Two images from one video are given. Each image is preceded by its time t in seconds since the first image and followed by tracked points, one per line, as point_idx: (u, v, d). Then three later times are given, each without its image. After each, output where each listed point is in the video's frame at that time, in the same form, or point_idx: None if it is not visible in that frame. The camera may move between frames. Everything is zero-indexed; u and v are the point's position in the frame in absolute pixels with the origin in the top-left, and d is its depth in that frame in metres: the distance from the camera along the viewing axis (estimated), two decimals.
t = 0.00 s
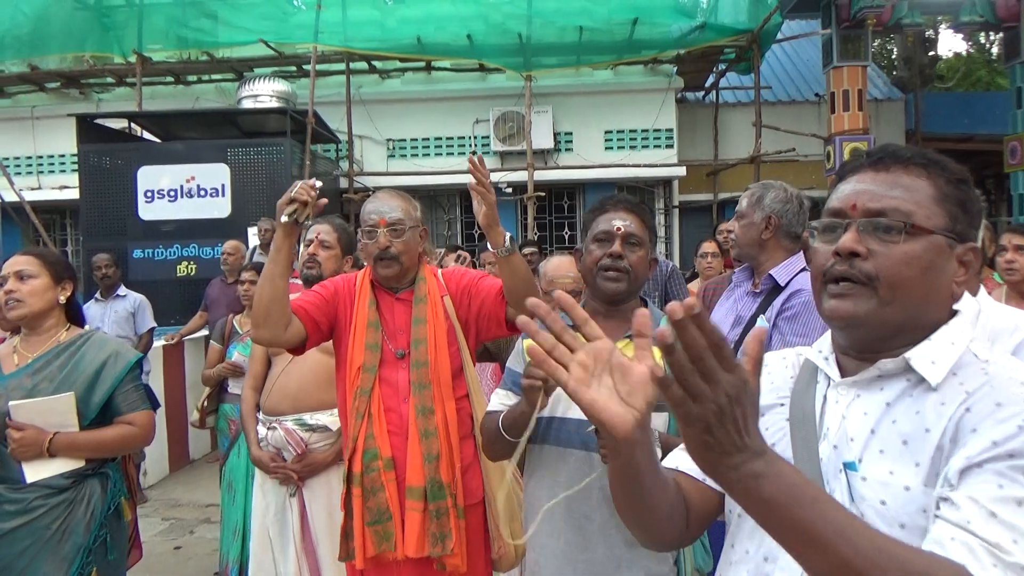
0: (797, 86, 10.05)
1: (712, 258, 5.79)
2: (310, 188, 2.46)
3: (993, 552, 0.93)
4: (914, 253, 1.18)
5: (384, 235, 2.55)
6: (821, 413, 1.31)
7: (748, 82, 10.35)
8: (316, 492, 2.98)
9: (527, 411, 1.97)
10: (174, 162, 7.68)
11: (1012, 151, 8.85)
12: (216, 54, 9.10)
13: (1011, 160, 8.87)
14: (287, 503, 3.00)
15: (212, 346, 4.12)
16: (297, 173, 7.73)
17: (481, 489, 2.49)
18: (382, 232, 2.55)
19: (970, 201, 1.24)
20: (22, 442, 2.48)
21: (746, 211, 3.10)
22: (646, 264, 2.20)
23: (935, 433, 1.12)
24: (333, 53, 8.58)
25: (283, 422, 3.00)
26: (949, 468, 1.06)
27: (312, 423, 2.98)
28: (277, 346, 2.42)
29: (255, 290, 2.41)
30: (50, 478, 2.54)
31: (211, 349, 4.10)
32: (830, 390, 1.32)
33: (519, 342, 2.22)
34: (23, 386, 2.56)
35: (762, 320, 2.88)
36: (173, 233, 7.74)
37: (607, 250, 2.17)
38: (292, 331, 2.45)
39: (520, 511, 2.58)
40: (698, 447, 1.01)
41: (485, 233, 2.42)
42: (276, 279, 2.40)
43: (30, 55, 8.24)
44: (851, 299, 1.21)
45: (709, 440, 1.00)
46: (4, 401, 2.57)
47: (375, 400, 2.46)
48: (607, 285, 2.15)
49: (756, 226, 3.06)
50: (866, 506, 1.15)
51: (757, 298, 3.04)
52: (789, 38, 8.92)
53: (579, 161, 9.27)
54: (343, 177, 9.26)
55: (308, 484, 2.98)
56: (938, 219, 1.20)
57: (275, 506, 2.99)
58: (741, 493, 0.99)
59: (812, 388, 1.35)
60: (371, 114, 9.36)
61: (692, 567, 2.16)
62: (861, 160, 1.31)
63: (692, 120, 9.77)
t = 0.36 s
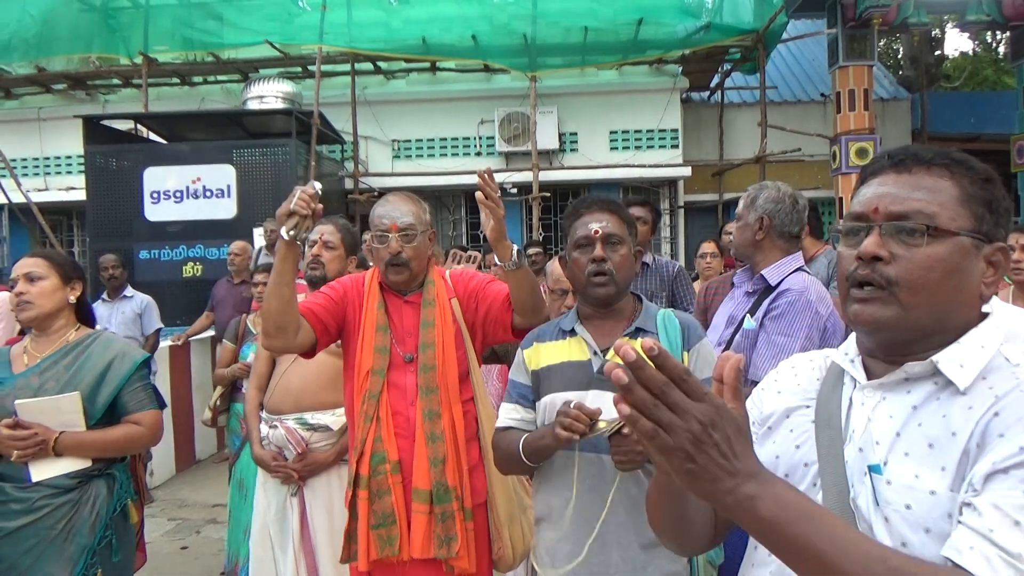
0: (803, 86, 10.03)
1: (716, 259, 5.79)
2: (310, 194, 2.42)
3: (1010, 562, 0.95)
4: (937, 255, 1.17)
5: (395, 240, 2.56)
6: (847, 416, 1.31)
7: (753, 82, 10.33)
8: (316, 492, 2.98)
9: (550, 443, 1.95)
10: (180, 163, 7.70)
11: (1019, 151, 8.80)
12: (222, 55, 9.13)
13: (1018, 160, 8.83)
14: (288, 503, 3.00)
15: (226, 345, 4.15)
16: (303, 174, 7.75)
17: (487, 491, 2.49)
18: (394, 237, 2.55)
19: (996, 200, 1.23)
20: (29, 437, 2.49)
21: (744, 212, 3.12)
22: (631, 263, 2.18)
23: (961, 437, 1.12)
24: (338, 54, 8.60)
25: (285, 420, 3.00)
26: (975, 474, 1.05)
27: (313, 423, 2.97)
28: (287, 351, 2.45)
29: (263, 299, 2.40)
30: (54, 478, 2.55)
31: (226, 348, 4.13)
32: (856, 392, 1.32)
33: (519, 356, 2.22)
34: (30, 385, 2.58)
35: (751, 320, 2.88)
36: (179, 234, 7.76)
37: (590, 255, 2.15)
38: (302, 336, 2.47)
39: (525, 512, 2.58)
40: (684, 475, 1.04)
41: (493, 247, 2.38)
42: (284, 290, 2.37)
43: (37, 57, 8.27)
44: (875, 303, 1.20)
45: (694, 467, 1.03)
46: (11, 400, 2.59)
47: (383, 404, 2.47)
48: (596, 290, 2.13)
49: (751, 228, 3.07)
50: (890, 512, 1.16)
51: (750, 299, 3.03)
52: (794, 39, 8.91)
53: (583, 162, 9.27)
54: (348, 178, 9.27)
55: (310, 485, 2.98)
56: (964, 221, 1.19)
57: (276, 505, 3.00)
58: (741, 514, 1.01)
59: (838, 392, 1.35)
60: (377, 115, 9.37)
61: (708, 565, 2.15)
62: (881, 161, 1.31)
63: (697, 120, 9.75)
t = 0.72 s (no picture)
0: (810, 85, 10.01)
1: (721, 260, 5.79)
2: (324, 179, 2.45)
3: (1018, 559, 0.96)
4: (953, 257, 1.18)
5: (404, 234, 2.57)
6: (865, 413, 1.32)
7: (760, 81, 10.32)
8: (326, 491, 3.00)
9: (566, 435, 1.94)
10: (189, 164, 7.74)
11: None
12: (230, 56, 9.17)
13: None
14: (297, 501, 3.02)
15: (244, 343, 4.20)
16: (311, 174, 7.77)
17: (498, 488, 2.50)
18: (403, 231, 2.56)
19: (1014, 200, 1.23)
20: (54, 441, 2.51)
21: (744, 213, 3.13)
22: (635, 261, 2.20)
23: (975, 435, 1.13)
24: (346, 55, 8.63)
25: (295, 419, 3.01)
26: (988, 472, 1.06)
27: (323, 422, 2.99)
28: (293, 342, 2.45)
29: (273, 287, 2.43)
30: (79, 476, 2.58)
31: (242, 346, 4.17)
32: (875, 390, 1.33)
33: (528, 357, 2.23)
34: (53, 385, 2.59)
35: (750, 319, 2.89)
36: (188, 234, 7.80)
37: (595, 254, 2.16)
38: (308, 327, 2.47)
39: (536, 510, 2.59)
40: (703, 463, 1.02)
41: (493, 234, 2.44)
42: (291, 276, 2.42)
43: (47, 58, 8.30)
44: (890, 303, 1.22)
45: (713, 456, 1.01)
46: (34, 402, 2.59)
47: (394, 400, 2.48)
48: (603, 286, 2.14)
49: (752, 228, 3.08)
50: (905, 508, 1.17)
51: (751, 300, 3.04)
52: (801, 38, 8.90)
53: (590, 161, 9.27)
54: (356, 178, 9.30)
55: (319, 484, 3.00)
56: (980, 222, 1.20)
57: (285, 504, 3.02)
58: (756, 503, 1.00)
59: (858, 388, 1.36)
60: (384, 116, 9.40)
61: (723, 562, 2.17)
62: (898, 162, 1.32)
63: (704, 120, 9.75)
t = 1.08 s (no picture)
0: (822, 84, 9.98)
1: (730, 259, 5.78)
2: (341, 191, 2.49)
3: None
4: (955, 257, 1.18)
5: (415, 233, 2.58)
6: (873, 413, 1.35)
7: (771, 81, 10.29)
8: (341, 489, 3.02)
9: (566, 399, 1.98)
10: (202, 163, 7.78)
11: None
12: (242, 56, 9.22)
13: None
14: (313, 499, 3.04)
15: (261, 342, 4.23)
16: (322, 173, 7.80)
17: (508, 487, 2.51)
18: (414, 230, 2.58)
19: (1018, 199, 1.22)
20: (79, 435, 2.55)
21: (756, 209, 3.10)
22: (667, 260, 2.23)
23: (977, 434, 1.14)
24: (357, 54, 8.66)
25: (311, 417, 3.03)
26: (990, 470, 1.07)
27: (338, 420, 3.01)
28: (309, 341, 2.48)
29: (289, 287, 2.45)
30: (104, 472, 2.61)
31: (259, 345, 4.20)
32: (883, 389, 1.35)
33: (545, 350, 2.24)
34: (80, 382, 2.64)
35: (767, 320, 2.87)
36: (200, 233, 7.85)
37: (636, 247, 2.17)
38: (323, 326, 2.50)
39: (548, 510, 2.59)
40: (731, 452, 1.05)
41: (500, 234, 2.44)
42: (308, 275, 2.46)
43: (61, 59, 8.33)
44: (896, 305, 1.22)
45: (738, 444, 1.04)
46: (61, 398, 2.64)
47: (404, 397, 2.50)
48: (640, 280, 2.14)
49: (764, 225, 3.06)
50: (907, 506, 1.19)
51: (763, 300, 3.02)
52: (813, 38, 8.86)
53: (601, 161, 9.27)
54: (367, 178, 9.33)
55: (335, 481, 3.02)
56: (982, 221, 1.20)
57: (301, 501, 3.05)
58: (773, 493, 1.01)
59: (866, 388, 1.39)
60: (395, 115, 9.42)
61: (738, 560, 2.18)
62: (900, 164, 1.32)
63: (714, 119, 9.72)
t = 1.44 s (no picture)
0: (842, 81, 9.91)
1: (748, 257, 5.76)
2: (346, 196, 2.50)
3: (1015, 546, 1.00)
4: (959, 254, 1.20)
5: (431, 233, 2.60)
6: (882, 407, 1.34)
7: (791, 77, 10.22)
8: (364, 486, 3.05)
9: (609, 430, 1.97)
10: (222, 162, 7.85)
11: None
12: (261, 55, 9.29)
13: None
14: (336, 495, 3.09)
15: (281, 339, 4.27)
16: (341, 172, 7.85)
17: (524, 488, 2.53)
18: (430, 229, 2.60)
19: None
20: (107, 427, 2.63)
21: (775, 207, 3.08)
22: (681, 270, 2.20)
23: (983, 429, 1.16)
24: (375, 53, 8.71)
25: (335, 414, 3.05)
26: (994, 464, 1.10)
27: (363, 417, 3.03)
28: (330, 347, 2.54)
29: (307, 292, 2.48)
30: (134, 465, 2.68)
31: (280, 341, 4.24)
32: (890, 382, 1.35)
33: (565, 353, 2.24)
34: (112, 376, 2.71)
35: (796, 318, 2.86)
36: (220, 231, 7.93)
37: (648, 270, 2.15)
38: (342, 330, 2.55)
39: (566, 513, 2.59)
40: (706, 473, 1.13)
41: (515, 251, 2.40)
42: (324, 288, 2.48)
43: (84, 59, 8.41)
44: (902, 304, 1.24)
45: (710, 465, 1.12)
46: (94, 390, 2.72)
47: (418, 397, 2.53)
48: (652, 301, 2.14)
49: (785, 223, 3.05)
50: (915, 500, 1.20)
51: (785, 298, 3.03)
52: (833, 33, 8.79)
53: (618, 159, 9.26)
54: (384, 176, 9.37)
55: (358, 478, 3.06)
56: (985, 217, 1.21)
57: (325, 497, 3.10)
58: (760, 506, 1.09)
59: (873, 381, 1.38)
60: (412, 113, 9.46)
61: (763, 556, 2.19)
62: (905, 160, 1.33)
63: (733, 117, 9.67)
